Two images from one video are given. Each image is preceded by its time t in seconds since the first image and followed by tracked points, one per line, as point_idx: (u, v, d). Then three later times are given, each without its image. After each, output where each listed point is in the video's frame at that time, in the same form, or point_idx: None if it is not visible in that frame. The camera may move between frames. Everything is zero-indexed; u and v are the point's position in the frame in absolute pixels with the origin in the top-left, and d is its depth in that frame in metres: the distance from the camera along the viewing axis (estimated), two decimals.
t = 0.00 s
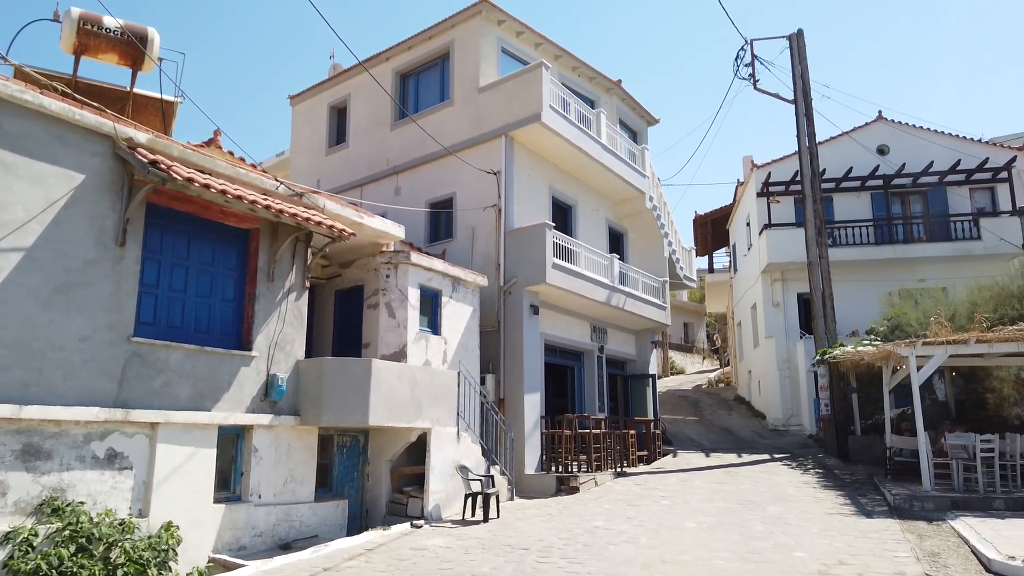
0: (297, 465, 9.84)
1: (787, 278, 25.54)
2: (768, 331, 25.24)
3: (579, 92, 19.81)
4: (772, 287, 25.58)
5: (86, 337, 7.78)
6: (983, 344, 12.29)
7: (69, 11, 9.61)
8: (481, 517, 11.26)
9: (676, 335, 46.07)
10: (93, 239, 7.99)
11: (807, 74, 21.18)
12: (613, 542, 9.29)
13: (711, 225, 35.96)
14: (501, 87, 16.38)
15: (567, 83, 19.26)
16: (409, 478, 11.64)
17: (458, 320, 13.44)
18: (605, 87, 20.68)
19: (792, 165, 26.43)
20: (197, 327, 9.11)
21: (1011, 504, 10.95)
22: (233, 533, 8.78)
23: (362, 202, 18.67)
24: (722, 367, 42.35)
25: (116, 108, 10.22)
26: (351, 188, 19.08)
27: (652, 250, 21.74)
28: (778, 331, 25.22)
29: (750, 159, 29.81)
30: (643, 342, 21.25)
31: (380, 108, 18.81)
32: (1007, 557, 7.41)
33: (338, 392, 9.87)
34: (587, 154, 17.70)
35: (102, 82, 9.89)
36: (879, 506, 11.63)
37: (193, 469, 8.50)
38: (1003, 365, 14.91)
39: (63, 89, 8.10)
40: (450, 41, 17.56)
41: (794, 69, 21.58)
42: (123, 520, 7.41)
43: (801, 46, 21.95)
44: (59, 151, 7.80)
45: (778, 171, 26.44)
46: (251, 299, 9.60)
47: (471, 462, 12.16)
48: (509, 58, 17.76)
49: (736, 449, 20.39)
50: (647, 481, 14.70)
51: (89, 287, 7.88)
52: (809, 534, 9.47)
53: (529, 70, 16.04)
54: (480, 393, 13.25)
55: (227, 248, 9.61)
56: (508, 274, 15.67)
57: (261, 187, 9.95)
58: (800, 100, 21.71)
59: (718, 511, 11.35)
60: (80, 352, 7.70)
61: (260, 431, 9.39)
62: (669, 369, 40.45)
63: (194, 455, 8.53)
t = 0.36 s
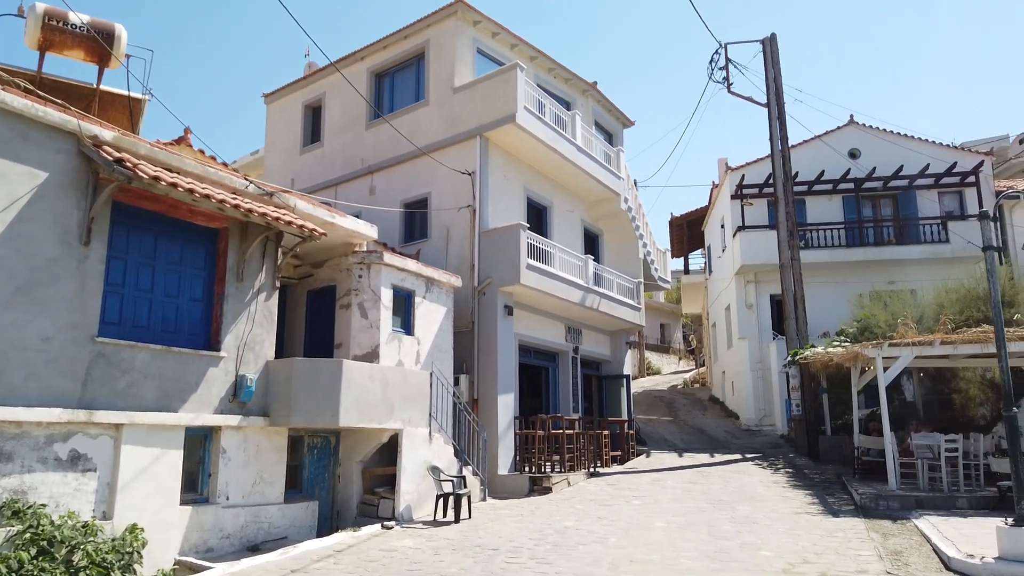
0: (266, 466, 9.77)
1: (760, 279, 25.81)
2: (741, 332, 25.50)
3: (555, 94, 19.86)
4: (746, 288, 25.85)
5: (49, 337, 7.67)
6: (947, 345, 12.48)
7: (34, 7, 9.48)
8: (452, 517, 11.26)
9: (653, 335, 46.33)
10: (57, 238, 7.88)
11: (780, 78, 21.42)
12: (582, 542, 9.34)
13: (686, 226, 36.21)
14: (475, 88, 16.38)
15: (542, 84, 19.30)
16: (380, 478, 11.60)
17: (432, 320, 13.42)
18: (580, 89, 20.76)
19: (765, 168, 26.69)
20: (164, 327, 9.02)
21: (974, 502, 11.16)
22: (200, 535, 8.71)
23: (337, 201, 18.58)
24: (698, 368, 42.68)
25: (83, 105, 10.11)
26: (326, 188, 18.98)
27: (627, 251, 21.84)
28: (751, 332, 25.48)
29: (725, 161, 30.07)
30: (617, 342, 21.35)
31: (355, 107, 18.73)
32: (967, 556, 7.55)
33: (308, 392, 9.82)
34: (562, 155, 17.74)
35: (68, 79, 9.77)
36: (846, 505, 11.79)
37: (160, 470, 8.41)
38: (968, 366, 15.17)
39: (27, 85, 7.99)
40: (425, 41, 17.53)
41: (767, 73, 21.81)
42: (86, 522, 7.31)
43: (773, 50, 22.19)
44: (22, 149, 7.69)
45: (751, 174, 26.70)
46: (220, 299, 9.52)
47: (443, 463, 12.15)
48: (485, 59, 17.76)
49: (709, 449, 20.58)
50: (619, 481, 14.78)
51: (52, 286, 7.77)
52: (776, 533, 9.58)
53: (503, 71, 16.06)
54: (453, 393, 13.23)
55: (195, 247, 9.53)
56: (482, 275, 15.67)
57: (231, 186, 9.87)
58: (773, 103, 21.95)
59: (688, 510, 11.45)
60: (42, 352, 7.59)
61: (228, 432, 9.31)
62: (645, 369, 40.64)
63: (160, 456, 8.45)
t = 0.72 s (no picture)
0: (229, 467, 9.66)
1: (729, 281, 26.10)
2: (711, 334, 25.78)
3: (527, 95, 19.89)
4: (715, 290, 26.14)
5: (4, 336, 7.51)
6: (908, 348, 12.72)
7: None
8: (419, 518, 11.22)
9: (625, 336, 46.59)
10: (13, 234, 7.72)
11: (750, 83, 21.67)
12: (547, 542, 9.37)
13: (658, 228, 36.47)
14: (446, 88, 16.34)
15: (515, 85, 19.31)
16: (347, 479, 11.53)
17: (401, 320, 13.36)
18: (553, 91, 20.81)
19: (735, 171, 26.99)
20: (125, 326, 8.89)
21: (932, 502, 11.38)
22: (159, 537, 8.59)
23: (307, 200, 18.44)
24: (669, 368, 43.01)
25: (43, 99, 9.95)
26: (296, 186, 18.82)
27: (598, 252, 21.94)
28: (720, 334, 25.77)
29: (696, 164, 30.36)
30: (588, 343, 21.44)
31: (326, 105, 18.60)
32: (923, 554, 7.68)
33: (272, 392, 9.73)
34: (534, 156, 17.75)
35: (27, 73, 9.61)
36: (809, 505, 11.96)
37: (118, 472, 8.28)
38: (929, 368, 15.46)
39: None
40: (397, 40, 17.45)
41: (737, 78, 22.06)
42: (41, 523, 7.17)
43: (744, 55, 22.44)
44: None
45: (721, 177, 26.98)
46: (183, 298, 9.40)
47: (410, 463, 12.09)
48: (457, 59, 17.73)
49: (677, 449, 20.77)
50: (587, 481, 14.84)
51: (8, 284, 7.61)
52: (739, 532, 9.69)
53: (475, 72, 16.04)
54: (421, 394, 13.18)
55: (158, 245, 9.40)
56: (452, 275, 15.61)
57: (195, 183, 9.76)
58: (742, 107, 22.21)
59: (653, 510, 11.53)
60: None
61: (190, 433, 9.19)
62: (617, 370, 40.85)
63: (120, 457, 8.32)
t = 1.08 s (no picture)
0: (190, 466, 9.50)
1: (700, 281, 26.30)
2: (681, 333, 25.95)
3: (500, 93, 19.83)
4: (686, 290, 26.32)
5: None
6: (872, 348, 12.88)
7: None
8: (385, 518, 11.13)
9: (598, 335, 46.72)
10: None
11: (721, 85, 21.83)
12: (512, 541, 9.35)
13: (631, 228, 36.61)
14: (418, 84, 16.22)
15: (487, 83, 19.25)
16: (312, 478, 11.40)
17: (369, 318, 13.21)
18: (526, 89, 20.78)
19: (706, 172, 27.18)
20: (81, 322, 8.70)
21: (894, 500, 11.52)
22: (116, 538, 8.41)
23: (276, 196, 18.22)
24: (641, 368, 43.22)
25: None
26: (265, 181, 18.59)
27: (570, 252, 21.93)
28: (691, 333, 25.95)
29: (669, 165, 30.54)
30: (559, 342, 21.44)
31: (297, 100, 18.39)
32: (881, 552, 7.76)
33: (234, 390, 9.59)
34: (506, 154, 17.68)
35: None
36: (773, 503, 12.07)
37: (73, 470, 8.09)
38: (893, 368, 15.68)
39: None
40: (369, 36, 17.30)
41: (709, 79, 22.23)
42: None
43: (716, 57, 22.61)
44: None
45: (692, 178, 27.15)
46: (143, 294, 9.22)
47: (377, 462, 11.99)
48: (429, 55, 17.61)
49: (646, 448, 20.87)
50: (556, 480, 14.84)
51: None
52: (703, 531, 9.75)
53: (447, 68, 15.93)
54: (389, 393, 13.05)
55: (117, 239, 9.21)
56: (422, 272, 15.46)
57: (157, 177, 9.59)
58: (714, 108, 22.36)
59: (620, 509, 11.56)
60: None
61: (149, 430, 9.02)
62: (589, 369, 40.95)
63: (75, 455, 8.14)
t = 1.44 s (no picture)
0: (139, 467, 9.23)
1: (664, 281, 26.47)
2: (645, 333, 26.11)
3: (466, 89, 19.67)
4: (650, 290, 26.47)
5: None
6: (830, 348, 13.04)
7: None
8: (342, 519, 10.96)
9: (564, 334, 46.77)
10: None
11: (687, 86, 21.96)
12: (470, 542, 9.26)
13: (598, 227, 36.69)
14: (382, 79, 16.00)
15: (453, 79, 19.09)
16: (267, 479, 11.18)
17: (329, 315, 12.97)
18: (493, 86, 20.65)
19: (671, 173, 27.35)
20: (24, 318, 8.40)
21: (850, 499, 11.67)
22: (59, 541, 8.14)
23: (236, 190, 17.88)
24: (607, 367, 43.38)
25: None
26: (224, 175, 18.23)
27: (536, 250, 21.86)
28: (654, 333, 26.12)
29: (635, 165, 30.67)
30: (524, 341, 21.38)
31: (258, 93, 18.05)
32: (835, 551, 7.82)
33: (186, 389, 9.34)
34: (472, 151, 17.51)
35: None
36: (732, 502, 12.15)
37: (14, 472, 7.80)
38: (851, 368, 15.90)
39: None
40: (333, 29, 17.03)
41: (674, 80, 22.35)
42: None
43: (681, 58, 22.73)
44: None
45: (658, 179, 27.30)
46: (90, 289, 8.93)
47: (335, 462, 11.79)
48: (394, 50, 17.38)
49: (609, 447, 20.93)
50: (518, 479, 14.77)
51: None
52: (661, 530, 9.77)
53: (411, 63, 15.73)
54: (348, 392, 12.85)
55: (63, 232, 8.92)
56: (384, 270, 15.22)
57: (107, 169, 9.31)
58: (679, 109, 22.49)
59: (580, 508, 11.53)
60: None
61: (96, 430, 8.74)
62: (555, 368, 40.96)
63: (16, 456, 7.85)
